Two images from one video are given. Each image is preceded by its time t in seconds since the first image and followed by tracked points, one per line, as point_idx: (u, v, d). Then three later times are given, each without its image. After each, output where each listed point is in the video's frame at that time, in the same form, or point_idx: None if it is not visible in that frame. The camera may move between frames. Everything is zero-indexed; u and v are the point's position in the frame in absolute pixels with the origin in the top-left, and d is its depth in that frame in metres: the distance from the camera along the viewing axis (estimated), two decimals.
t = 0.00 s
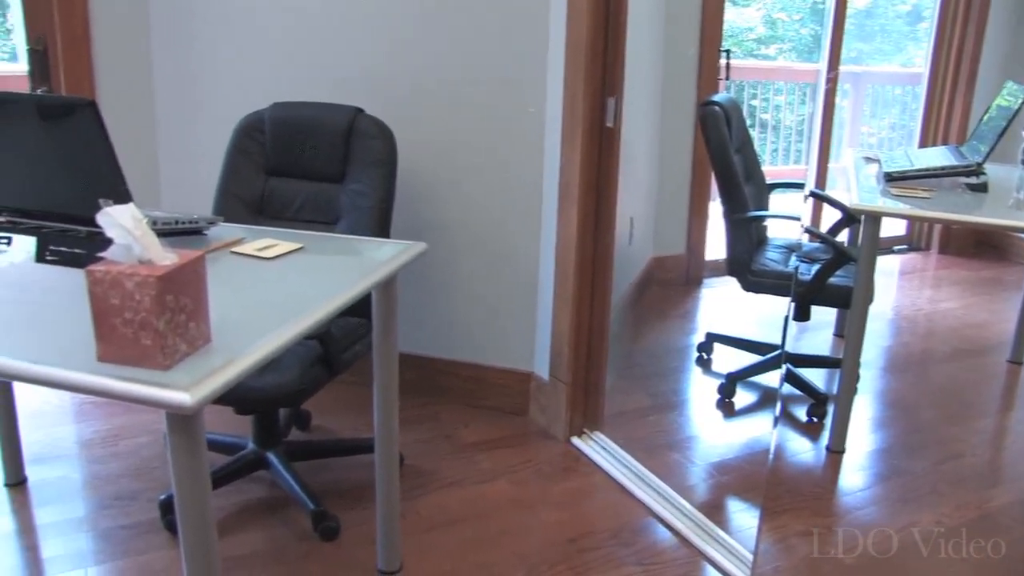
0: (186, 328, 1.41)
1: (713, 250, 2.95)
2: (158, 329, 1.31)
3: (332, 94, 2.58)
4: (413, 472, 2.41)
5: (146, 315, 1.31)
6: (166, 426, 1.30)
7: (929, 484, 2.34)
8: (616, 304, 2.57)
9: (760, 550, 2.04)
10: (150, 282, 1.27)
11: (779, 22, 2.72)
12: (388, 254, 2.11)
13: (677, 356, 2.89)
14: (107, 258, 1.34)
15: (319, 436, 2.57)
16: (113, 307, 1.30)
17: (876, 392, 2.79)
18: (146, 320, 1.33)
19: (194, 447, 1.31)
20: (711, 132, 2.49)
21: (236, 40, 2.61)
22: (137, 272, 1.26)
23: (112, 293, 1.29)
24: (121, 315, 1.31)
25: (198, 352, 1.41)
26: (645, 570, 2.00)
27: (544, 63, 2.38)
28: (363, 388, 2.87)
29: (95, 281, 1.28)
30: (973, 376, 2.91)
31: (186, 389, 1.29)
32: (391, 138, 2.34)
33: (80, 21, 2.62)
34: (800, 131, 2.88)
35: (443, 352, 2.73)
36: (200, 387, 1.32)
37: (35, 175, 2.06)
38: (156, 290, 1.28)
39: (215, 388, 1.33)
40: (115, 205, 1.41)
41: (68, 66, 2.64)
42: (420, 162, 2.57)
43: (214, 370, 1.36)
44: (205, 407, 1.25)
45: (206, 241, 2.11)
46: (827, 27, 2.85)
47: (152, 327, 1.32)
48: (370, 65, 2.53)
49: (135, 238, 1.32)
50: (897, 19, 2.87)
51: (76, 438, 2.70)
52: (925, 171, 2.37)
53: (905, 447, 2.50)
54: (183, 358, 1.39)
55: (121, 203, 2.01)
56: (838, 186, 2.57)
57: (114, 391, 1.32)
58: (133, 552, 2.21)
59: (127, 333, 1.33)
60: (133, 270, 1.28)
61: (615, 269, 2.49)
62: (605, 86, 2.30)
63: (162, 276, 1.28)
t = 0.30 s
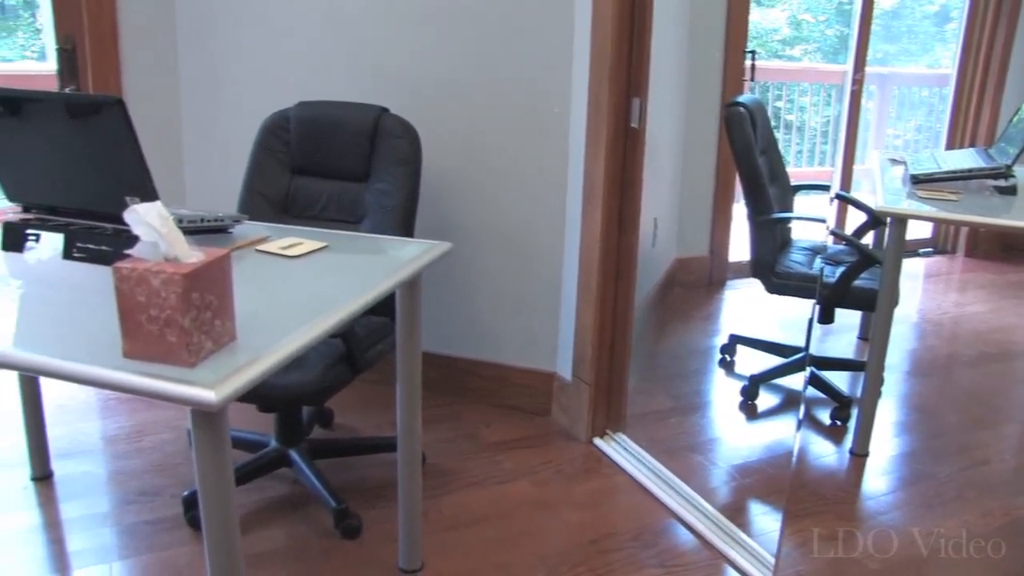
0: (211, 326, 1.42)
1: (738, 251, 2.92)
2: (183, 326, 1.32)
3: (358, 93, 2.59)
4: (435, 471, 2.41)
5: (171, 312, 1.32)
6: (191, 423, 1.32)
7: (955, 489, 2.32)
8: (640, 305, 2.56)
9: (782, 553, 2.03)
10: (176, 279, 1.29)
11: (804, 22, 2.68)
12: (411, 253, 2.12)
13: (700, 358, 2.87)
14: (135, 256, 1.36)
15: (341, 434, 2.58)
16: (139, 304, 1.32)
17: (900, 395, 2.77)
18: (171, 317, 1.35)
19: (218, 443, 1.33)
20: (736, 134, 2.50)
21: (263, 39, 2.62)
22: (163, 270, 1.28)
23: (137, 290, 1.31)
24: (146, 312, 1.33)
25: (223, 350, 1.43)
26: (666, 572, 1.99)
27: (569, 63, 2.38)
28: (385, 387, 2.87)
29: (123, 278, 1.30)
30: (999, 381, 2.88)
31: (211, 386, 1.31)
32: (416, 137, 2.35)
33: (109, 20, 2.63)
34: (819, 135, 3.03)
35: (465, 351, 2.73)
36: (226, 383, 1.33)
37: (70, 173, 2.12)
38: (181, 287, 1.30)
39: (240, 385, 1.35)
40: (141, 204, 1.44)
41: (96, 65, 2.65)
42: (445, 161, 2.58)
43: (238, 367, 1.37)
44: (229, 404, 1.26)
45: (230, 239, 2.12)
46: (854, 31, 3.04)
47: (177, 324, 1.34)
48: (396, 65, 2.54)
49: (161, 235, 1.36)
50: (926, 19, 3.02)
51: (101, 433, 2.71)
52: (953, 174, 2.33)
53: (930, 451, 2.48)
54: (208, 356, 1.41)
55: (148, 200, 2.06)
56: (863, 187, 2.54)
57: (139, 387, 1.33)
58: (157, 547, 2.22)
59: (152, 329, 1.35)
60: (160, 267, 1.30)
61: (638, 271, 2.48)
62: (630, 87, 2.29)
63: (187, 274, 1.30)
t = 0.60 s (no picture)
0: (239, 325, 1.44)
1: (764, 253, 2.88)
2: (211, 324, 1.35)
3: (386, 93, 2.59)
4: (460, 471, 2.41)
5: (200, 310, 1.35)
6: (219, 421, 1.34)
7: (984, 496, 2.29)
8: (666, 307, 2.56)
9: (807, 558, 2.02)
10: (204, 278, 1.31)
11: (831, 24, 2.77)
12: (437, 253, 2.12)
13: (725, 361, 2.85)
14: (164, 255, 1.40)
15: (365, 433, 2.58)
16: (167, 303, 1.35)
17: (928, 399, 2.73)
18: (199, 315, 1.37)
19: (245, 441, 1.35)
20: (763, 136, 2.51)
21: (292, 39, 2.63)
22: (191, 269, 1.30)
23: (166, 288, 1.34)
24: (175, 310, 1.36)
25: (250, 348, 1.45)
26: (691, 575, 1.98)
27: (596, 64, 2.37)
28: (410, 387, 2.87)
29: (151, 276, 1.33)
30: None
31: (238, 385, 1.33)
32: (443, 137, 2.35)
33: (138, 17, 2.63)
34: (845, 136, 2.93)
35: (490, 351, 2.73)
36: (254, 381, 1.35)
37: (101, 171, 2.14)
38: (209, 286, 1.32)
39: (267, 382, 1.36)
40: (170, 203, 1.47)
41: (125, 63, 2.66)
42: (471, 161, 2.58)
43: (265, 366, 1.39)
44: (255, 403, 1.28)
45: (258, 238, 2.13)
46: (882, 34, 2.85)
47: (205, 322, 1.36)
48: (424, 64, 2.54)
49: (191, 235, 1.39)
50: (956, 19, 2.66)
51: (128, 430, 2.73)
52: (984, 177, 2.29)
53: (958, 457, 2.46)
54: (235, 355, 1.43)
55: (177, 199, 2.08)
56: (891, 191, 2.53)
57: (168, 384, 1.35)
58: (182, 543, 2.24)
59: (180, 327, 1.38)
60: (188, 266, 1.33)
61: (664, 273, 2.48)
62: (658, 89, 2.29)
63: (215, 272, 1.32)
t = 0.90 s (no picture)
0: (267, 322, 1.48)
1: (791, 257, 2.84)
2: (239, 321, 1.39)
3: (415, 92, 2.60)
4: (485, 472, 2.41)
5: (228, 308, 1.40)
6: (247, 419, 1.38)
7: (1013, 504, 2.27)
8: (692, 309, 2.55)
9: (832, 563, 2.01)
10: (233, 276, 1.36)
11: (861, 26, 2.63)
12: (464, 254, 2.13)
13: (751, 363, 2.84)
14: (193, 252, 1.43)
15: (390, 432, 2.58)
16: (197, 299, 1.40)
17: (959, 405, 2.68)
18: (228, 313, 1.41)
19: (271, 439, 1.38)
20: (792, 137, 2.50)
21: (321, 38, 2.64)
22: (220, 267, 1.35)
23: (196, 285, 1.39)
24: (204, 307, 1.41)
25: (277, 346, 1.49)
26: None
27: (624, 64, 2.37)
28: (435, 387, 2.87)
29: (180, 274, 1.38)
30: None
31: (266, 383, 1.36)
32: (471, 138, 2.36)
33: (168, 15, 2.66)
34: (875, 138, 2.72)
35: (516, 352, 2.72)
36: (281, 379, 1.38)
37: (132, 169, 2.16)
38: (237, 284, 1.37)
39: (294, 380, 1.39)
40: (199, 201, 1.52)
41: (154, 62, 2.70)
42: (498, 161, 2.58)
43: (293, 364, 1.43)
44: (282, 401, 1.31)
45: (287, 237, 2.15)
46: (913, 35, 2.58)
47: (233, 320, 1.40)
48: (453, 64, 2.54)
49: (219, 233, 1.42)
50: (988, 21, 2.49)
51: (155, 426, 2.75)
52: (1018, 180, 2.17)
53: (988, 464, 2.43)
54: (262, 352, 1.46)
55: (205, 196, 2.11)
56: (920, 194, 2.45)
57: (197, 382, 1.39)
58: (208, 540, 2.25)
59: (209, 325, 1.42)
60: (216, 264, 1.37)
61: (691, 275, 2.48)
62: (686, 91, 2.28)
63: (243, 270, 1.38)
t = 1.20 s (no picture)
0: (301, 320, 1.50)
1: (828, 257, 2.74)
2: (273, 319, 1.41)
3: (449, 93, 2.60)
4: (516, 472, 2.41)
5: (262, 305, 1.42)
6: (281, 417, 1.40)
7: None
8: (725, 311, 2.53)
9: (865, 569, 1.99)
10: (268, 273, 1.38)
11: (897, 27, 2.56)
12: (497, 253, 2.13)
13: (783, 367, 2.82)
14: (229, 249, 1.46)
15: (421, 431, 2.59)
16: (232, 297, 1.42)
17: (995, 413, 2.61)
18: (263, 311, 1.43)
19: (304, 437, 1.40)
20: (827, 139, 2.54)
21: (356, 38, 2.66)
22: (256, 264, 1.38)
23: (232, 283, 1.41)
24: (240, 305, 1.43)
25: (311, 344, 1.50)
26: None
27: (659, 65, 2.36)
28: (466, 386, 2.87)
29: (216, 271, 1.40)
30: None
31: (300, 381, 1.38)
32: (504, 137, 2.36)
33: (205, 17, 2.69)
34: (909, 141, 2.62)
35: (548, 352, 2.72)
36: (315, 378, 1.39)
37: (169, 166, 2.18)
38: (273, 281, 1.38)
39: (328, 378, 1.40)
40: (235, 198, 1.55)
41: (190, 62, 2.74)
42: (531, 162, 2.58)
43: (326, 363, 1.45)
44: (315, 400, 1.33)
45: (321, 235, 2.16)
46: (952, 35, 2.54)
47: (268, 317, 1.42)
48: (487, 64, 2.55)
49: (255, 230, 1.44)
50: None
51: (187, 422, 2.77)
52: None
53: None
54: (297, 350, 1.48)
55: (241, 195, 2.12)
56: (958, 198, 2.48)
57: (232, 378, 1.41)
58: (240, 535, 2.27)
59: (244, 322, 1.44)
60: (251, 261, 1.40)
61: (724, 278, 2.46)
62: (720, 92, 2.26)
63: (279, 268, 1.39)
